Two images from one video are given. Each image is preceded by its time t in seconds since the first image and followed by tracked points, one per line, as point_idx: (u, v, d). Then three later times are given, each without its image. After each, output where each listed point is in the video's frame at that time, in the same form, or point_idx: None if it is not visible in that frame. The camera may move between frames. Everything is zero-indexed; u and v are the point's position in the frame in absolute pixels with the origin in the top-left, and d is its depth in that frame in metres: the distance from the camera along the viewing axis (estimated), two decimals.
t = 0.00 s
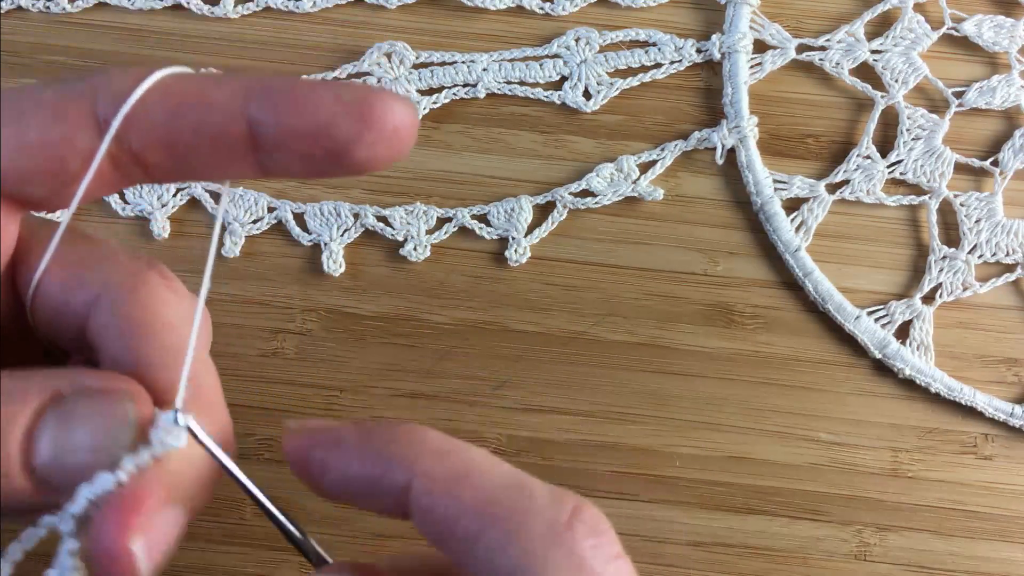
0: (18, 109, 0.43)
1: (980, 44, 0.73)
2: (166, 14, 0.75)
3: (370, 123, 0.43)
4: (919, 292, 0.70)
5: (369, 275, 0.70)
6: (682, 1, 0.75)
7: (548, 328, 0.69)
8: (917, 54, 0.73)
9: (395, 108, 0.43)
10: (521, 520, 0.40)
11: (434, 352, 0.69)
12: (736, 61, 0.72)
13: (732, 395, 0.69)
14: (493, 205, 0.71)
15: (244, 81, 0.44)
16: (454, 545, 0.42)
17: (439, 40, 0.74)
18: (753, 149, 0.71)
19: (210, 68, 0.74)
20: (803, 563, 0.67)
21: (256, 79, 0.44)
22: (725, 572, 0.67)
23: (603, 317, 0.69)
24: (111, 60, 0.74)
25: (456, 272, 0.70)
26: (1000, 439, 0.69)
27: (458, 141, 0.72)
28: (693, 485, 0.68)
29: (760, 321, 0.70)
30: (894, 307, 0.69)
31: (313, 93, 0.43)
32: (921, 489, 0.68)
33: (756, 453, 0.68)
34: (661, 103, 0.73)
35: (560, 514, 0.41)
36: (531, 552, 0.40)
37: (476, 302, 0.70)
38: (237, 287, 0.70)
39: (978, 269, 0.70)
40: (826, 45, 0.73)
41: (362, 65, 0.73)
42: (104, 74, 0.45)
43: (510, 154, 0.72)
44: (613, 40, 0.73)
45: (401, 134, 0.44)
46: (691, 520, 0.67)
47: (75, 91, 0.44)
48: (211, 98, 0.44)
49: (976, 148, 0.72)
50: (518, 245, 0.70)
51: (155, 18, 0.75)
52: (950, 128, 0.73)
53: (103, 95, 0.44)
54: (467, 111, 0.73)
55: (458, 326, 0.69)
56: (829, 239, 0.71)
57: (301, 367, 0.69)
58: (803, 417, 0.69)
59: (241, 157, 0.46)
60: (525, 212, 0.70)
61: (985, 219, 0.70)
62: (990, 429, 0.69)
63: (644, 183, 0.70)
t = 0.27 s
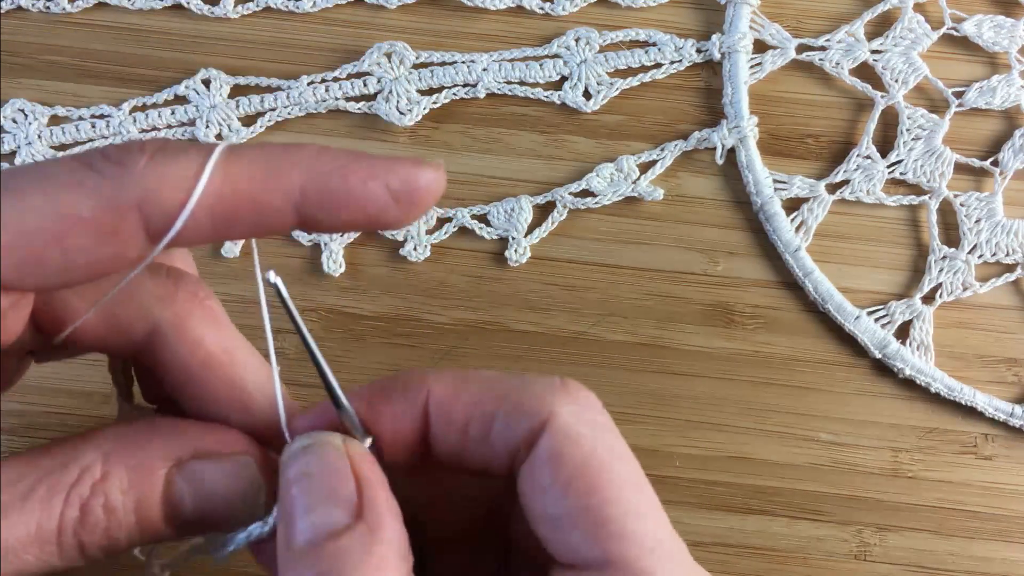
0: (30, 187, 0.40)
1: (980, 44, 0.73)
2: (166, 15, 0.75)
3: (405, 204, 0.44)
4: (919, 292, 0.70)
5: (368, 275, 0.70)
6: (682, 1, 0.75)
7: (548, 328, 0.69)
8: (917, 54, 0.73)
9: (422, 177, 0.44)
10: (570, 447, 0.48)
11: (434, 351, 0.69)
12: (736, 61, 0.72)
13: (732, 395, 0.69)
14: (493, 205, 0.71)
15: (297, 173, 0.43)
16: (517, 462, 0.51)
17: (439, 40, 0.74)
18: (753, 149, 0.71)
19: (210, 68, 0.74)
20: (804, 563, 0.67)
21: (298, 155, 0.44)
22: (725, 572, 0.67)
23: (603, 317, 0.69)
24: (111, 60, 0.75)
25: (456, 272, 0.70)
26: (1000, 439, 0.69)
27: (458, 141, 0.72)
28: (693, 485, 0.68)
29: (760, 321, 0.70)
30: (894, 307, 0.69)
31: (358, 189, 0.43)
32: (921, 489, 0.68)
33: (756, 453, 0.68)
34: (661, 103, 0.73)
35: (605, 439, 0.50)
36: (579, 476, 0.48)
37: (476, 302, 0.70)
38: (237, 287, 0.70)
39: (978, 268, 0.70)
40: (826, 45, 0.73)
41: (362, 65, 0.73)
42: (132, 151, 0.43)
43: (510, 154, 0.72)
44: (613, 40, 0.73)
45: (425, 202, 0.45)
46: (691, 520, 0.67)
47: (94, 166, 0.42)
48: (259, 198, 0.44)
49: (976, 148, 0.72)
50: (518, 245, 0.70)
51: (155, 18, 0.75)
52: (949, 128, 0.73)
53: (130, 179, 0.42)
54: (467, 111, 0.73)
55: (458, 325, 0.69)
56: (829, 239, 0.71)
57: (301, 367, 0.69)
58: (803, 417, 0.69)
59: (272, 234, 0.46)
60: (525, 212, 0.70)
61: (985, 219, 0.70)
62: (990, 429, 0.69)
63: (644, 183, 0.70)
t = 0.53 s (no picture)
0: (62, 220, 0.38)
1: (980, 44, 0.73)
2: (165, 14, 0.75)
3: (391, 253, 0.46)
4: (919, 292, 0.70)
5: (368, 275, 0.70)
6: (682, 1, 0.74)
7: (548, 328, 0.69)
8: (917, 54, 0.72)
9: (407, 228, 0.46)
10: (540, 436, 0.50)
11: (434, 351, 0.69)
12: (736, 60, 0.72)
13: (733, 395, 0.69)
14: (493, 205, 0.71)
15: (306, 225, 0.44)
16: (500, 467, 0.52)
17: (439, 40, 0.74)
18: (753, 149, 0.71)
19: (210, 68, 0.74)
20: (804, 563, 0.67)
21: (310, 201, 0.44)
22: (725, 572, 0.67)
23: (603, 317, 0.69)
24: (111, 60, 0.75)
25: (456, 272, 0.70)
26: (1000, 439, 0.69)
27: (458, 141, 0.72)
28: (693, 485, 0.68)
29: (760, 321, 0.70)
30: (894, 307, 0.69)
31: (355, 239, 0.45)
32: (921, 489, 0.68)
33: (756, 453, 0.68)
34: (661, 103, 0.73)
35: (575, 426, 0.51)
36: (555, 459, 0.49)
37: (476, 302, 0.70)
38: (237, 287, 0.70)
39: (978, 268, 0.70)
40: (826, 45, 0.73)
41: (362, 65, 0.73)
42: (163, 185, 0.40)
43: (510, 154, 0.72)
44: (613, 40, 0.73)
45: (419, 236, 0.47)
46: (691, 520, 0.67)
47: (127, 199, 0.39)
48: (271, 239, 0.43)
49: (976, 148, 0.72)
50: (518, 245, 0.70)
51: (155, 18, 0.75)
52: (950, 128, 0.73)
53: (165, 218, 0.39)
54: (467, 111, 0.73)
55: (458, 325, 0.69)
56: (829, 239, 0.71)
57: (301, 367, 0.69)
58: (803, 417, 0.69)
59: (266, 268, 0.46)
60: (525, 212, 0.70)
61: (985, 219, 0.70)
62: (990, 429, 0.69)
63: (644, 183, 0.70)
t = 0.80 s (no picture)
0: (74, 220, 0.42)
1: (981, 44, 0.73)
2: (165, 14, 0.75)
3: (395, 240, 0.51)
4: (919, 292, 0.70)
5: (368, 275, 0.70)
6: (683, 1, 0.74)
7: (548, 328, 0.69)
8: (918, 54, 0.72)
9: (410, 213, 0.51)
10: (527, 429, 0.52)
11: (434, 352, 0.69)
12: (737, 60, 0.72)
13: (733, 396, 0.68)
14: (493, 205, 0.70)
15: (310, 215, 0.49)
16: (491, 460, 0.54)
17: (438, 39, 0.74)
18: (754, 148, 0.71)
19: (209, 68, 0.73)
20: (804, 564, 0.67)
21: (307, 197, 0.49)
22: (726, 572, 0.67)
23: (603, 317, 0.69)
24: (110, 59, 0.74)
25: (456, 273, 0.70)
26: (1001, 439, 0.69)
27: (458, 140, 0.72)
28: (693, 486, 0.67)
29: (761, 321, 0.69)
30: (894, 307, 0.69)
31: (358, 229, 0.50)
32: (922, 490, 0.68)
33: (756, 453, 0.68)
34: (661, 103, 0.73)
35: (562, 421, 0.53)
36: (545, 454, 0.51)
37: (476, 302, 0.69)
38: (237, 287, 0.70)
39: (979, 268, 0.70)
40: (827, 44, 0.73)
41: (362, 64, 0.73)
42: (163, 185, 0.45)
43: (510, 154, 0.72)
44: (613, 39, 0.73)
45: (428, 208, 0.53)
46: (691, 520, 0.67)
47: (131, 199, 0.44)
48: (275, 232, 0.48)
49: (977, 148, 0.72)
50: (518, 245, 0.69)
51: (155, 18, 0.75)
52: (950, 128, 0.72)
53: (164, 211, 0.44)
54: (467, 110, 0.73)
55: (458, 326, 0.69)
56: (830, 239, 0.71)
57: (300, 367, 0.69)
58: (804, 417, 0.69)
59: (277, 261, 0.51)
60: (525, 212, 0.70)
61: (986, 219, 0.70)
62: (991, 430, 0.69)
63: (645, 183, 0.70)
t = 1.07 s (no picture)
0: (127, 235, 0.42)
1: (981, 44, 0.73)
2: (165, 14, 0.75)
3: (440, 216, 0.45)
4: (919, 292, 0.70)
5: (368, 275, 0.70)
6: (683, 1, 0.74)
7: (549, 328, 0.69)
8: (918, 54, 0.72)
9: (450, 185, 0.44)
10: (548, 416, 0.51)
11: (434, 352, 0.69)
12: (737, 60, 0.72)
13: (733, 396, 0.68)
14: (493, 205, 0.70)
15: (349, 202, 0.43)
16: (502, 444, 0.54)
17: (438, 39, 0.74)
18: (754, 148, 0.71)
19: (210, 68, 0.73)
20: (804, 564, 0.67)
21: (351, 181, 0.44)
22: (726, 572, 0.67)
23: (603, 317, 0.69)
24: (110, 59, 0.74)
25: (456, 273, 0.70)
26: (1001, 439, 0.69)
27: (458, 140, 0.72)
28: (693, 485, 0.67)
29: (761, 321, 0.69)
30: (894, 307, 0.69)
31: (402, 212, 0.44)
32: (922, 490, 0.68)
33: (756, 453, 0.68)
34: (661, 103, 0.73)
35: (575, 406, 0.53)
36: (562, 438, 0.51)
37: (476, 302, 0.69)
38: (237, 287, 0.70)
39: (979, 268, 0.70)
40: (826, 44, 0.73)
41: (362, 64, 0.73)
42: (214, 190, 0.43)
43: (510, 154, 0.72)
44: (613, 39, 0.73)
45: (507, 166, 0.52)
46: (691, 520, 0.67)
47: (184, 207, 0.42)
48: (321, 224, 0.44)
49: (977, 148, 0.72)
50: (518, 245, 0.69)
51: (155, 18, 0.75)
52: (951, 128, 0.72)
53: (218, 218, 0.42)
54: (467, 110, 0.73)
55: (458, 326, 0.69)
56: (830, 239, 0.71)
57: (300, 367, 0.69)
58: (804, 417, 0.69)
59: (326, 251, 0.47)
60: (525, 212, 0.70)
61: (986, 219, 0.70)
62: (991, 430, 0.69)
63: (644, 183, 0.70)
